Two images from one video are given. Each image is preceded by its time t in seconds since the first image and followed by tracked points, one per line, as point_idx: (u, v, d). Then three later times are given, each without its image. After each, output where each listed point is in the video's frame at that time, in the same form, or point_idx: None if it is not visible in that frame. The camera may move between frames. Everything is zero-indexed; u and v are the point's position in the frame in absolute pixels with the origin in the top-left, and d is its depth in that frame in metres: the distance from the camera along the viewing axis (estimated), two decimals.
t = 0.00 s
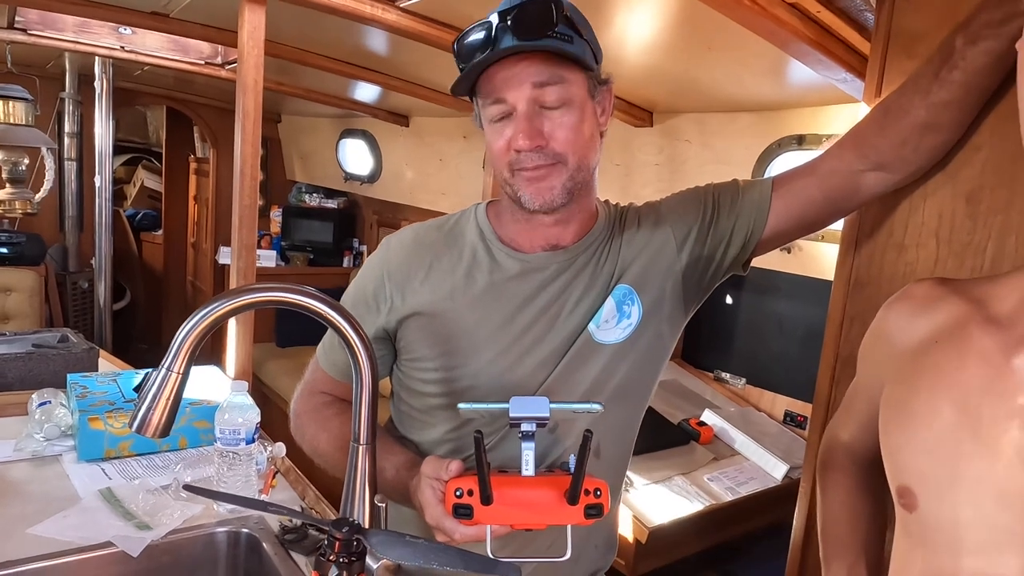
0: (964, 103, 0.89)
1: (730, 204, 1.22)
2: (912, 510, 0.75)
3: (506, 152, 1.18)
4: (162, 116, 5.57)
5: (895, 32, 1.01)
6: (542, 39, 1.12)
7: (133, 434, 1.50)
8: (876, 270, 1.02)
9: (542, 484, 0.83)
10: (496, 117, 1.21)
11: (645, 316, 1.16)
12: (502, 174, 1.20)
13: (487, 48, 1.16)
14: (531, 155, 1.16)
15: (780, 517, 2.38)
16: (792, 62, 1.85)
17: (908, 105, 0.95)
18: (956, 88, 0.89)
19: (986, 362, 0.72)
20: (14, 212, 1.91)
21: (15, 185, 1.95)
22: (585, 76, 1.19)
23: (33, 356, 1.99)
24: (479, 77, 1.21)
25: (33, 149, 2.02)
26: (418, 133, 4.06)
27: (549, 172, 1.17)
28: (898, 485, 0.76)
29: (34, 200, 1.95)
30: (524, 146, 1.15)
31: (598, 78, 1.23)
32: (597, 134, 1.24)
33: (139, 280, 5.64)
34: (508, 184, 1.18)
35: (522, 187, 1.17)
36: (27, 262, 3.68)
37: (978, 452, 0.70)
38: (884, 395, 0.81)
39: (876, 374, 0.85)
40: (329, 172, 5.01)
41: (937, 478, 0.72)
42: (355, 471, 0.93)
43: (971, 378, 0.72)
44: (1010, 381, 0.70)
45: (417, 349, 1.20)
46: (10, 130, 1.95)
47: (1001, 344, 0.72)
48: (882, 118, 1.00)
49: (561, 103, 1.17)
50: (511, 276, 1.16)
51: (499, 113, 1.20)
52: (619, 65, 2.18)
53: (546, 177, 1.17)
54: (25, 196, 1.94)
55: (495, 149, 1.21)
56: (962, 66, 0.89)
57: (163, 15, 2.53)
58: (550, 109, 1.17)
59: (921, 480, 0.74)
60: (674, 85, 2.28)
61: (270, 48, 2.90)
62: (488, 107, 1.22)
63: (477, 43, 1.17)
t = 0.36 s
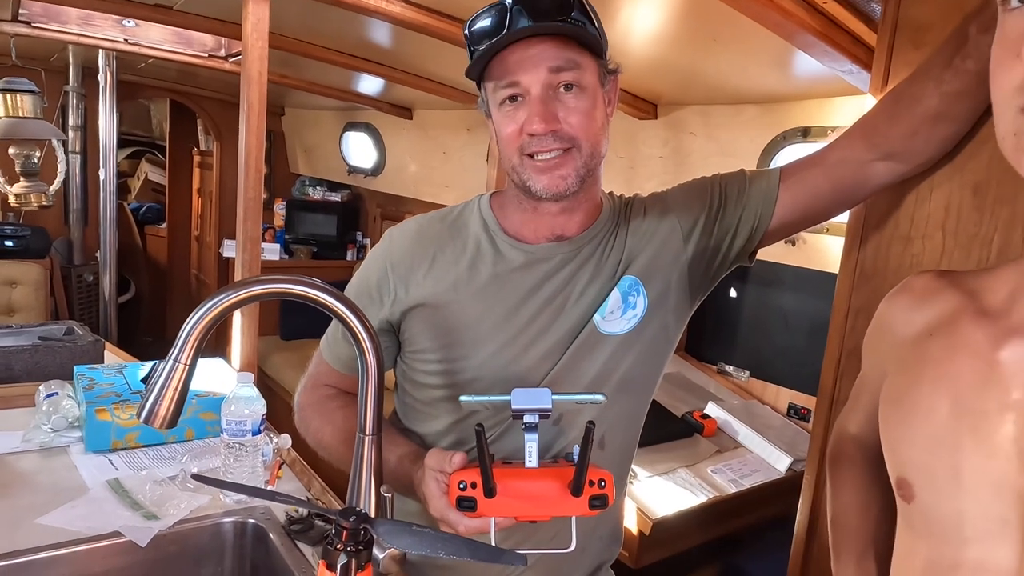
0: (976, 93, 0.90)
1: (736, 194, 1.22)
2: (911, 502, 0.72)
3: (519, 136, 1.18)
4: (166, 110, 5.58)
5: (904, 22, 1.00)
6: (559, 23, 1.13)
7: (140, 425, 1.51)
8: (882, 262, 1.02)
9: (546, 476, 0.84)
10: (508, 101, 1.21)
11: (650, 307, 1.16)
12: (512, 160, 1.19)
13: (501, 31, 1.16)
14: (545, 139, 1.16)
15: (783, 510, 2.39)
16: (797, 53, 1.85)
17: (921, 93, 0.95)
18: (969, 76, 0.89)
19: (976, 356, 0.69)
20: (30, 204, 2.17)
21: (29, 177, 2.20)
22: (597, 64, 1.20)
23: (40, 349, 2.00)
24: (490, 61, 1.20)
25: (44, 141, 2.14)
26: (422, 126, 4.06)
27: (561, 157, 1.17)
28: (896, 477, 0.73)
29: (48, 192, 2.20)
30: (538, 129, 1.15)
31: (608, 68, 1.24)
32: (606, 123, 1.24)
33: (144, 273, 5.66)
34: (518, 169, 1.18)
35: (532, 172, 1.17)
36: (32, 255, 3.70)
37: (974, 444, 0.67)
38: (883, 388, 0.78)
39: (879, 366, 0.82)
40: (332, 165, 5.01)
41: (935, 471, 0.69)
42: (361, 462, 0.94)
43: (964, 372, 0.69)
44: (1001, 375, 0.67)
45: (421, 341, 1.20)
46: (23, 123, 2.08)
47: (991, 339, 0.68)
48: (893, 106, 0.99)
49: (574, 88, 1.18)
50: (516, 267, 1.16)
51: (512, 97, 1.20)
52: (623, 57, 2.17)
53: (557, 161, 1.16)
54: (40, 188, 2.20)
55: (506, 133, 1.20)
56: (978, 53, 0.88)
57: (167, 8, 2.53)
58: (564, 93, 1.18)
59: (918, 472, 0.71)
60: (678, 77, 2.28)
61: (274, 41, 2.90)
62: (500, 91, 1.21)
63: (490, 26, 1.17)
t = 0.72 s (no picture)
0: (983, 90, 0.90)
1: (741, 190, 1.23)
2: (904, 501, 0.73)
3: (526, 131, 1.18)
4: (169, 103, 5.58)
5: (908, 19, 1.00)
6: (567, 18, 1.14)
7: (147, 418, 1.52)
8: (885, 259, 1.03)
9: (546, 465, 0.84)
10: (514, 96, 1.21)
11: (655, 302, 1.17)
12: (518, 156, 1.20)
13: (510, 25, 1.16)
14: (551, 135, 1.16)
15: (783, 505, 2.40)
16: (801, 48, 1.85)
17: (931, 90, 0.95)
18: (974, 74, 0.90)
19: (956, 356, 0.70)
20: (34, 196, 2.19)
21: (33, 170, 2.22)
22: (604, 60, 1.21)
23: (46, 342, 2.02)
24: (499, 55, 1.20)
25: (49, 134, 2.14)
26: (424, 120, 4.06)
27: (567, 153, 1.17)
28: (890, 477, 0.75)
29: (51, 185, 2.22)
30: (545, 125, 1.15)
31: (615, 64, 1.24)
32: (613, 119, 1.25)
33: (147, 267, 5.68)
34: (524, 165, 1.19)
35: (538, 168, 1.17)
36: (37, 249, 3.71)
37: (962, 446, 0.68)
38: (873, 387, 0.79)
39: (867, 364, 0.83)
40: (335, 159, 5.01)
41: (925, 472, 0.70)
42: (367, 454, 0.94)
43: (946, 373, 0.70)
44: (983, 376, 0.68)
45: (426, 336, 1.21)
46: (26, 117, 2.09)
47: (971, 339, 0.70)
48: (898, 102, 1.00)
49: (582, 85, 1.18)
50: (521, 262, 1.17)
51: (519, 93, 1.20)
52: (626, 52, 2.18)
53: (563, 158, 1.17)
54: (43, 182, 2.22)
55: (512, 128, 1.20)
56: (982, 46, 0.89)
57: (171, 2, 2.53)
58: (571, 90, 1.18)
59: (910, 471, 0.72)
60: (682, 72, 2.28)
61: (277, 35, 2.90)
62: (507, 86, 1.21)
63: (499, 19, 1.17)
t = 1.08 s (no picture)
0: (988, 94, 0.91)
1: (745, 188, 1.24)
2: (901, 501, 0.74)
3: (522, 137, 1.18)
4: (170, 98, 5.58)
5: (912, 19, 1.01)
6: (567, 25, 1.14)
7: (152, 413, 1.53)
8: (886, 258, 1.03)
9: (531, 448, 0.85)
10: (514, 101, 1.21)
11: (658, 301, 1.18)
12: (516, 159, 1.20)
13: (509, 31, 1.16)
14: (546, 142, 1.16)
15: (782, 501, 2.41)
16: (803, 47, 1.85)
17: (935, 92, 0.96)
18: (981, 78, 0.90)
19: (950, 358, 0.71)
20: (28, 191, 2.19)
21: (28, 166, 2.23)
22: (607, 64, 1.20)
23: (49, 336, 2.02)
24: (499, 57, 1.20)
25: (47, 129, 2.14)
26: (426, 117, 4.07)
27: (563, 159, 1.18)
28: (887, 477, 0.75)
29: (45, 180, 2.22)
30: (541, 132, 1.15)
31: (620, 65, 1.24)
32: (614, 121, 1.24)
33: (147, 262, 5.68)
34: (522, 169, 1.19)
35: (535, 172, 1.18)
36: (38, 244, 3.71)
37: (958, 447, 0.68)
38: (865, 387, 0.80)
39: (858, 363, 0.84)
40: (336, 155, 5.01)
41: (923, 473, 0.71)
42: (373, 450, 0.95)
43: (941, 375, 0.71)
44: (979, 379, 0.68)
45: (429, 333, 1.22)
46: (25, 112, 2.10)
47: (966, 342, 0.70)
48: (905, 103, 1.00)
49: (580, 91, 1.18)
50: (524, 260, 1.18)
51: (518, 98, 1.20)
52: (629, 50, 2.18)
53: (559, 164, 1.18)
54: (38, 177, 2.22)
55: (511, 132, 1.21)
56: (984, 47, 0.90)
57: None
58: (569, 95, 1.18)
59: (906, 472, 0.73)
60: (685, 70, 2.28)
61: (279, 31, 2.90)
62: (507, 90, 1.21)
63: (501, 22, 1.17)
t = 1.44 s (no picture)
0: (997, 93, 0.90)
1: (753, 185, 1.25)
2: (906, 499, 0.74)
3: (527, 130, 1.18)
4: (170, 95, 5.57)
5: (919, 17, 1.00)
6: (568, 15, 1.13)
7: (155, 410, 1.53)
8: (892, 256, 1.03)
9: (561, 457, 0.88)
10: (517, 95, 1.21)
11: (664, 298, 1.18)
12: (521, 153, 1.20)
13: (510, 24, 1.16)
14: (551, 134, 1.16)
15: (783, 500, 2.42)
16: (808, 45, 1.85)
17: (943, 89, 0.95)
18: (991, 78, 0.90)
19: (955, 355, 0.70)
20: (35, 187, 2.19)
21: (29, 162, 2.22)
22: (608, 55, 1.20)
23: (50, 333, 2.02)
24: (502, 52, 1.20)
25: (49, 126, 2.14)
26: (427, 115, 4.06)
27: (567, 152, 1.17)
28: (892, 475, 0.75)
29: (47, 176, 2.22)
30: (544, 124, 1.15)
31: (622, 58, 1.24)
32: (618, 115, 1.24)
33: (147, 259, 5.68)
34: (527, 162, 1.19)
35: (541, 164, 1.18)
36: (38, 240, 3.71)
37: (964, 445, 0.68)
38: (871, 384, 0.80)
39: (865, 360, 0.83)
40: (337, 152, 5.01)
41: (929, 471, 0.71)
42: (378, 446, 0.93)
43: (946, 372, 0.71)
44: (986, 377, 0.68)
45: (436, 330, 1.22)
46: (27, 108, 2.09)
47: (972, 341, 0.70)
48: (912, 102, 1.00)
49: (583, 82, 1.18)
50: (531, 257, 1.18)
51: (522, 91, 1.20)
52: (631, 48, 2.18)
53: (564, 156, 1.17)
54: (39, 173, 2.22)
55: (516, 126, 1.20)
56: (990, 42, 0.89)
57: None
58: (572, 87, 1.17)
59: (911, 469, 0.72)
60: (688, 69, 2.28)
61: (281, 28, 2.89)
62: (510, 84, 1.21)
63: (502, 16, 1.17)
